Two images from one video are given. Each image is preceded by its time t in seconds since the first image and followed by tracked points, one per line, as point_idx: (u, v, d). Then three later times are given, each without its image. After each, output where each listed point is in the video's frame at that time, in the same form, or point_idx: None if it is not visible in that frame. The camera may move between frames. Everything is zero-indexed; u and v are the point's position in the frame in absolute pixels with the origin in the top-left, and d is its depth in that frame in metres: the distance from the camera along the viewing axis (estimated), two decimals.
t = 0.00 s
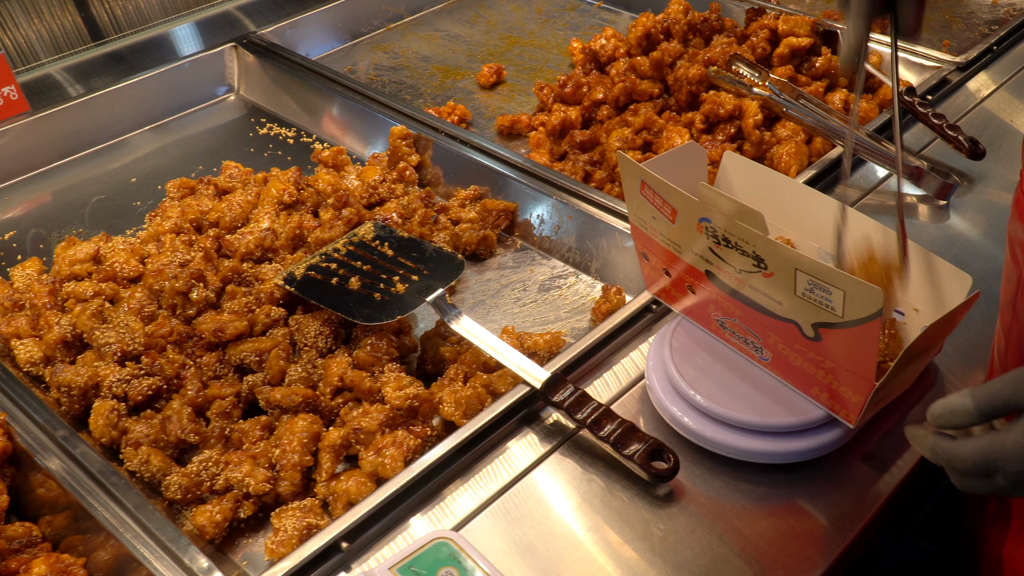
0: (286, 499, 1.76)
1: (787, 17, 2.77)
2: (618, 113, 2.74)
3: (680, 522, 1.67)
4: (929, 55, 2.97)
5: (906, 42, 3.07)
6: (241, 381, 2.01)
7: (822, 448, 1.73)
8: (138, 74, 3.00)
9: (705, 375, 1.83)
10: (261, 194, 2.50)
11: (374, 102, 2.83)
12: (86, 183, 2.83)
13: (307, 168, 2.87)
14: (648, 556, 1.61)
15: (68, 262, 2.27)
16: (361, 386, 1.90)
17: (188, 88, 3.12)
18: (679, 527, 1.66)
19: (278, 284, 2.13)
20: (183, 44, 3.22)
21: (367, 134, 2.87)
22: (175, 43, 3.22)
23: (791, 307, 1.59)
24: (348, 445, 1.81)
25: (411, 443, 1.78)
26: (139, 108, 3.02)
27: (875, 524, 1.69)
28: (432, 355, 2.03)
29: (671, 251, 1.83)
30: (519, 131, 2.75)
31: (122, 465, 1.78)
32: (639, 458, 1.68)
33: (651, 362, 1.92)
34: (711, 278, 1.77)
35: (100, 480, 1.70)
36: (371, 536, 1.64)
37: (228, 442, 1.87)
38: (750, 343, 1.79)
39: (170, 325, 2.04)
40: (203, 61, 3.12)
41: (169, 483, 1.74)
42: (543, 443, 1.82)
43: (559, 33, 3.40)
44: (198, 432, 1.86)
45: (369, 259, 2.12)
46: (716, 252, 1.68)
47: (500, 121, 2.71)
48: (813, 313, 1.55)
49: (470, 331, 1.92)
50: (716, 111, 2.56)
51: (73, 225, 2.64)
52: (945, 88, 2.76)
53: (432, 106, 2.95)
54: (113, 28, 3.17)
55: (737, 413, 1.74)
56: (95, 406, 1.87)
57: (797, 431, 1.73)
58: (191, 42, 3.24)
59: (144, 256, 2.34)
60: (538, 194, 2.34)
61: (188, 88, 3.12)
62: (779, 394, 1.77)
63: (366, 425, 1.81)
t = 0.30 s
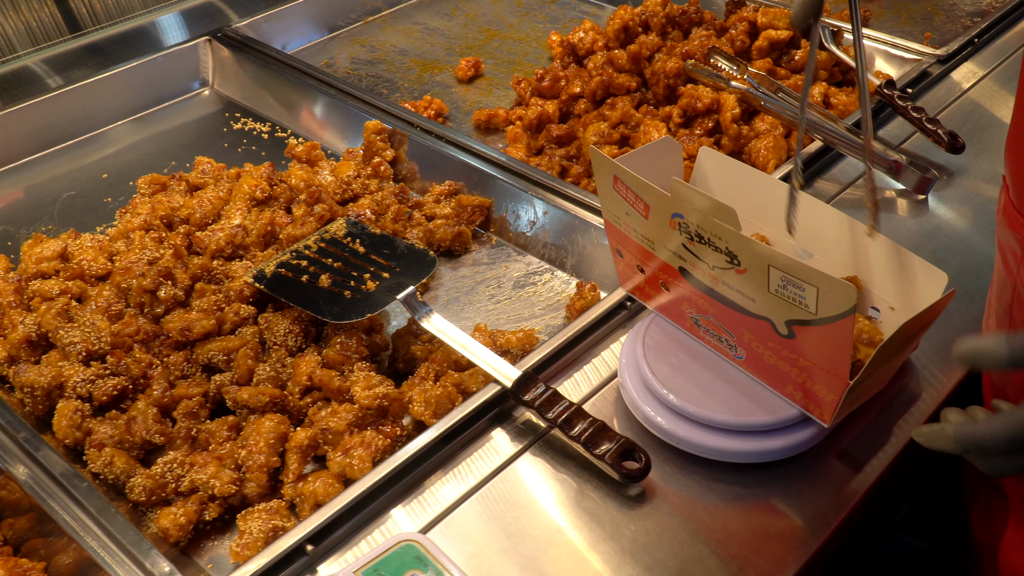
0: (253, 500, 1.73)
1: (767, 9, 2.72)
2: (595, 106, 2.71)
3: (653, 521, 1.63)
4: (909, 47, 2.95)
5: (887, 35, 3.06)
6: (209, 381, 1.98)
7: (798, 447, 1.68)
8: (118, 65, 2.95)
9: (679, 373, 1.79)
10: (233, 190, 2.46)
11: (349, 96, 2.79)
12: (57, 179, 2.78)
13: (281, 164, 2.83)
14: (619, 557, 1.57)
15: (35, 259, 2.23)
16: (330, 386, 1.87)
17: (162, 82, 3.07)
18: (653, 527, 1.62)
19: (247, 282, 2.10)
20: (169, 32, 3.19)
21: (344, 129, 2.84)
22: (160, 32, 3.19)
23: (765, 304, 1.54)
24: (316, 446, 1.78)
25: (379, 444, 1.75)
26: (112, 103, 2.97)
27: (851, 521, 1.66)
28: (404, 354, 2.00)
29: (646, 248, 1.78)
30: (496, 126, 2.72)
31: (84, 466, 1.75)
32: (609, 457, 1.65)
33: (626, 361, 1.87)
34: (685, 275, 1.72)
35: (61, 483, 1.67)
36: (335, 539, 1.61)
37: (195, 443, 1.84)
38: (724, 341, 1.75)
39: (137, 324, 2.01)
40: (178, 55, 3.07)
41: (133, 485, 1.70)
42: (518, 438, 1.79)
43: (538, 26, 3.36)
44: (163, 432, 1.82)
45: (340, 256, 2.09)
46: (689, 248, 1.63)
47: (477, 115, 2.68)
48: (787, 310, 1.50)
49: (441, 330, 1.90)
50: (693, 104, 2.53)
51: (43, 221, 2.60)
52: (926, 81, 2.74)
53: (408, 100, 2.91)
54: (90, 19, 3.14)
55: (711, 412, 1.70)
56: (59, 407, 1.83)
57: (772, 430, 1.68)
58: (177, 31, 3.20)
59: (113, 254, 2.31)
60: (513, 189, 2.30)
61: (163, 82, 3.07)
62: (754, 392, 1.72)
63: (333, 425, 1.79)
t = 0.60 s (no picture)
0: (222, 506, 1.71)
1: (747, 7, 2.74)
2: (574, 105, 2.69)
3: (628, 525, 1.60)
4: (891, 45, 2.92)
5: (869, 32, 3.04)
6: (179, 384, 1.96)
7: (773, 450, 1.66)
8: (98, 62, 2.92)
9: (653, 376, 1.76)
10: (207, 190, 2.44)
11: (326, 94, 2.76)
12: (31, 177, 2.74)
13: (256, 163, 2.80)
14: (590, 562, 1.53)
15: (4, 260, 2.19)
16: (301, 389, 1.85)
17: (139, 79, 3.03)
18: (627, 532, 1.59)
19: (219, 283, 2.07)
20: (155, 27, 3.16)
21: (321, 126, 2.81)
22: (146, 27, 3.15)
23: (735, 309, 1.50)
24: (285, 450, 1.76)
25: (349, 448, 1.72)
26: (87, 100, 2.92)
27: (828, 524, 1.64)
28: (376, 356, 1.98)
29: (618, 251, 1.75)
30: (474, 124, 2.70)
31: (50, 472, 1.72)
32: (582, 461, 1.62)
33: (600, 365, 1.84)
34: (657, 278, 1.69)
35: (25, 489, 1.64)
36: (303, 545, 1.58)
37: (164, 447, 1.82)
38: (698, 344, 1.73)
39: (106, 326, 1.98)
40: (154, 51, 3.03)
41: (99, 490, 1.67)
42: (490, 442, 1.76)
43: (519, 23, 3.34)
44: (131, 437, 1.80)
45: (312, 257, 2.06)
46: (660, 252, 1.59)
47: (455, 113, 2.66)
48: (757, 315, 1.46)
49: (414, 333, 1.87)
50: (672, 103, 2.52)
51: (15, 220, 2.56)
52: (907, 79, 2.72)
53: (387, 97, 2.88)
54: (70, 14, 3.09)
55: (684, 415, 1.67)
56: (25, 411, 1.81)
57: (747, 432, 1.66)
58: (163, 27, 3.17)
59: (84, 254, 2.27)
60: (490, 189, 2.28)
61: (139, 79, 3.03)
62: (728, 394, 1.71)
63: (304, 429, 1.77)
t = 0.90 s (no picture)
0: (195, 514, 1.68)
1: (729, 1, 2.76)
2: (556, 102, 2.67)
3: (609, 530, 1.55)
4: (874, 39, 2.88)
5: (853, 26, 3.02)
6: (152, 390, 1.92)
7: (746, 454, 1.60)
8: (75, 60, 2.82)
9: (635, 377, 1.69)
10: (183, 191, 2.40)
11: (304, 92, 2.73)
12: (4, 179, 2.70)
13: (233, 163, 2.76)
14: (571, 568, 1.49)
15: None
16: (276, 394, 1.82)
17: (116, 78, 2.98)
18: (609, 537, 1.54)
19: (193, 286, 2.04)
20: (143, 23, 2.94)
21: (299, 124, 2.76)
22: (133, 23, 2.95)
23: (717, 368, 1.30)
24: (260, 457, 1.74)
25: (325, 453, 1.69)
26: (61, 100, 2.87)
27: (814, 526, 1.59)
28: (353, 359, 1.96)
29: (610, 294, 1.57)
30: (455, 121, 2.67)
31: (19, 481, 1.69)
32: (560, 465, 1.58)
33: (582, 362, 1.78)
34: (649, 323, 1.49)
35: None
36: (276, 553, 1.52)
37: (137, 454, 1.79)
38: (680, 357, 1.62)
39: (77, 332, 1.94)
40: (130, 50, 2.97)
41: (69, 500, 1.64)
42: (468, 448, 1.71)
43: (501, 19, 3.30)
44: (103, 444, 1.77)
45: (288, 259, 2.03)
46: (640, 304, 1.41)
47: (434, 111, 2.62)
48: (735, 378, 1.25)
49: (391, 335, 1.85)
50: (653, 99, 2.51)
51: None
52: (890, 73, 2.70)
53: (366, 95, 2.85)
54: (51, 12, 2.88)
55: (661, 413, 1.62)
56: None
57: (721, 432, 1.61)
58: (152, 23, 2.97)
59: (57, 258, 2.23)
60: (470, 187, 2.26)
61: (116, 78, 2.98)
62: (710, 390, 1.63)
63: (278, 435, 1.74)
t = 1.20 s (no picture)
0: (142, 520, 1.64)
1: None
2: (513, 95, 2.65)
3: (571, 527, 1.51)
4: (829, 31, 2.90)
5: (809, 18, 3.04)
6: (99, 393, 1.88)
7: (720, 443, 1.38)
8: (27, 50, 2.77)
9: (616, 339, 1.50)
10: (132, 189, 2.35)
11: (258, 88, 2.68)
12: None
13: (184, 159, 2.71)
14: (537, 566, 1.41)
15: None
16: (226, 395, 1.79)
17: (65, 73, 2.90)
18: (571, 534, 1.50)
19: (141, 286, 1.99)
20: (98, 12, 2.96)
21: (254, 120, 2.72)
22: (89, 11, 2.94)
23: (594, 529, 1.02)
24: (210, 460, 1.70)
25: (276, 455, 1.64)
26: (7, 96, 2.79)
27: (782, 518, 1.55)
28: (307, 358, 1.93)
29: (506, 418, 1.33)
30: (412, 116, 2.63)
31: None
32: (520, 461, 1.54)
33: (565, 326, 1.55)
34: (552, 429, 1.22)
35: None
36: (226, 560, 1.41)
37: (83, 460, 1.74)
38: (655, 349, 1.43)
39: (19, 335, 1.88)
40: (79, 45, 2.90)
41: (10, 508, 1.59)
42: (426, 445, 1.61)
43: (460, 12, 3.27)
44: (46, 450, 1.71)
45: (239, 257, 1.99)
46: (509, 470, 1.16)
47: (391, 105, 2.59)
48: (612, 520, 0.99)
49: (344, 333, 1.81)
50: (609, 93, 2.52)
51: None
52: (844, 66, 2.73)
53: (321, 90, 2.80)
54: None
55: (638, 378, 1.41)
56: None
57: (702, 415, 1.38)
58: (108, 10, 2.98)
59: None
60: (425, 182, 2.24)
61: (65, 73, 2.90)
62: (691, 362, 1.45)
63: (228, 437, 1.70)
